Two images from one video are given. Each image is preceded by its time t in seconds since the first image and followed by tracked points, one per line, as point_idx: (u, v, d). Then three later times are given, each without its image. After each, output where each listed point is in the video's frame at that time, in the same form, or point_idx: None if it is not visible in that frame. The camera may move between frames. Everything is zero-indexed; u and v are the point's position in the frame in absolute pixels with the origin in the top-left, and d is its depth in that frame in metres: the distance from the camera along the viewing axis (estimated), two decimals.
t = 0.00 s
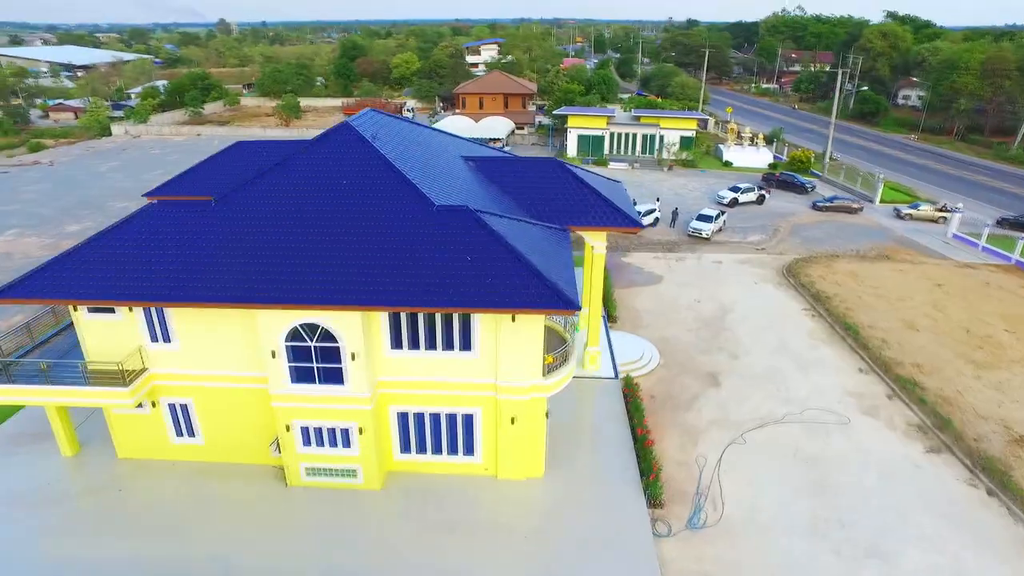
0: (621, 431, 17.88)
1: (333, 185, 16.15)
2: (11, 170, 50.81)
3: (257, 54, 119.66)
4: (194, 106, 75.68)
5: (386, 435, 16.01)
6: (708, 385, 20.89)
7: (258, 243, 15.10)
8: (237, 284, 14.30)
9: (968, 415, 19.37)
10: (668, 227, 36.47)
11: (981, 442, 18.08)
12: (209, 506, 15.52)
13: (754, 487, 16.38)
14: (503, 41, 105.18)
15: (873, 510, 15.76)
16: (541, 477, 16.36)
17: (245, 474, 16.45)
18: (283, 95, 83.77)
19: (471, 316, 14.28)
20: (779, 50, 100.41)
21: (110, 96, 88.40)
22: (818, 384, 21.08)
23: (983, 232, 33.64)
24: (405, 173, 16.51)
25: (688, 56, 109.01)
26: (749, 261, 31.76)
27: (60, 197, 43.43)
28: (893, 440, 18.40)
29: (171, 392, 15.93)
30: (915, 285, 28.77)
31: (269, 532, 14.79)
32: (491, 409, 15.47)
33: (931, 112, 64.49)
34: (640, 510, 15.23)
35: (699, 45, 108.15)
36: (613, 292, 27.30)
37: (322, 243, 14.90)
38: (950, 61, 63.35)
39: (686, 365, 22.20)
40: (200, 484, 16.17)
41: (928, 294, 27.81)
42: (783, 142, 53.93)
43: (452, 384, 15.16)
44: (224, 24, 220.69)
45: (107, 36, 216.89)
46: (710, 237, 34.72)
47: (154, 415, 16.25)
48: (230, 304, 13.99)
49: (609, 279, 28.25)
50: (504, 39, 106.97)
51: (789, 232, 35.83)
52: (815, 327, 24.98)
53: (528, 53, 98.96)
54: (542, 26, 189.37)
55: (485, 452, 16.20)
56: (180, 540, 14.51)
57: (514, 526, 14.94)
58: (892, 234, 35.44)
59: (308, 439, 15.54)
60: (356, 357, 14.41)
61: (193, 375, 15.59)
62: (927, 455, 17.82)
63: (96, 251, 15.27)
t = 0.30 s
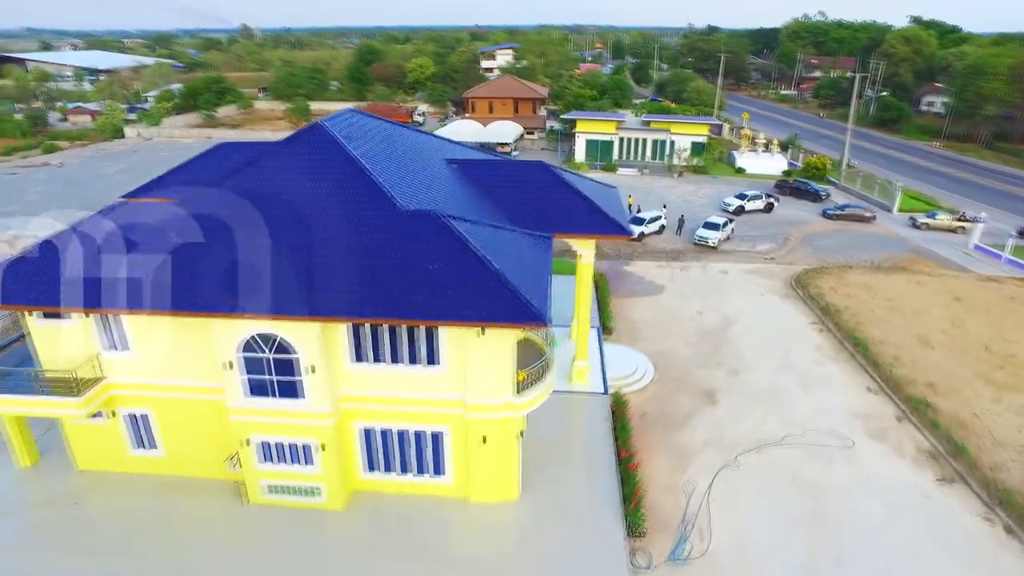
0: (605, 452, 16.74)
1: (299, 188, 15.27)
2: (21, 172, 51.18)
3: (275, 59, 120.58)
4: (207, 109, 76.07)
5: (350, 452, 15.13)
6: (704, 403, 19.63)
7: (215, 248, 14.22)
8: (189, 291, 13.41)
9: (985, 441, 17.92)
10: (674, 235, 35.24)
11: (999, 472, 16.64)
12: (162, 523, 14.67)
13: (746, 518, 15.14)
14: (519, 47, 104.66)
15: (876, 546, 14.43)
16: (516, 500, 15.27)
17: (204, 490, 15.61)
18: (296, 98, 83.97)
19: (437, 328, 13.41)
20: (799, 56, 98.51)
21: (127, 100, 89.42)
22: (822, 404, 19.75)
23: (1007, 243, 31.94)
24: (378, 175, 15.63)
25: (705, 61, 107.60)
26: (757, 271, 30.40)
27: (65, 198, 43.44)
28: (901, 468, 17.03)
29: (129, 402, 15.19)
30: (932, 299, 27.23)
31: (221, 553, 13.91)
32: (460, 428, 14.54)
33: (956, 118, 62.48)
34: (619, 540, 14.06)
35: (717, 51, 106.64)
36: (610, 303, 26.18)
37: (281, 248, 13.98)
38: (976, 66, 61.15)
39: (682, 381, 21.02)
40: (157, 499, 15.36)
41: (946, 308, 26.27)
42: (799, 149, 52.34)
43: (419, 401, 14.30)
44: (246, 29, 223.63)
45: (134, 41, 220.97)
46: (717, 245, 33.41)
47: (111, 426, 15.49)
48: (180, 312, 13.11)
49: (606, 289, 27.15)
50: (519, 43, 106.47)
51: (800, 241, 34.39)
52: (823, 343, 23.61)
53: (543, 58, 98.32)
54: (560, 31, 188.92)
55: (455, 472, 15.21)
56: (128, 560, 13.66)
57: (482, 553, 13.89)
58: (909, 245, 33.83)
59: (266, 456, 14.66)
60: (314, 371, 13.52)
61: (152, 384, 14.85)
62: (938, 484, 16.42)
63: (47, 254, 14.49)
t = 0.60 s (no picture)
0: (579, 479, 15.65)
1: (253, 190, 14.40)
2: (28, 173, 51.47)
3: (292, 64, 121.26)
4: (219, 113, 76.45)
5: (301, 471, 14.21)
6: (694, 424, 18.37)
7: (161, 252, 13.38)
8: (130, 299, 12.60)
9: (1001, 473, 16.40)
10: (677, 244, 33.92)
11: (1014, 509, 15.14)
12: (101, 543, 13.79)
13: (729, 553, 13.86)
14: (533, 51, 103.89)
15: None
16: (479, 528, 14.19)
17: (151, 508, 14.72)
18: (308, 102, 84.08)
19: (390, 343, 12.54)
20: (819, 62, 96.38)
21: (143, 103, 90.33)
22: (822, 427, 18.36)
23: None
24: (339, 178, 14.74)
25: (722, 67, 105.91)
26: (762, 282, 28.99)
27: (66, 200, 43.41)
28: (905, 501, 15.59)
29: (73, 414, 14.32)
30: (948, 314, 25.63)
31: None
32: (415, 449, 13.59)
33: (981, 125, 60.11)
34: None
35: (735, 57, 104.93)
36: (603, 315, 25.00)
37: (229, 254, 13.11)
38: (1003, 71, 58.90)
39: (672, 399, 19.76)
40: (99, 517, 14.48)
41: (963, 325, 24.65)
42: (814, 156, 50.66)
43: (372, 419, 13.39)
44: (268, 35, 226.13)
45: (158, 47, 224.62)
46: (722, 254, 32.01)
47: (56, 438, 14.65)
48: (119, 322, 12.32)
49: (600, 301, 25.98)
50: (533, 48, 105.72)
51: (810, 251, 32.87)
52: (827, 360, 22.19)
53: (557, 63, 97.48)
54: (578, 37, 188.18)
55: (414, 496, 14.19)
56: None
57: None
58: (926, 256, 32.16)
59: (213, 474, 13.75)
60: (259, 386, 12.66)
61: (95, 396, 13.99)
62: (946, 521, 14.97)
63: None
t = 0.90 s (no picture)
0: (548, 506, 14.57)
1: (198, 190, 13.50)
2: (34, 174, 51.72)
3: (307, 68, 121.97)
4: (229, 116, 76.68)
5: (244, 490, 13.26)
6: (679, 445, 17.15)
7: (93, 254, 12.47)
8: (56, 306, 11.73)
9: (1012, 508, 14.94)
10: (678, 252, 32.67)
11: None
12: (28, 563, 12.92)
13: None
14: (546, 55, 103.07)
15: None
16: (432, 556, 13.12)
17: (88, 527, 13.85)
18: (318, 106, 84.12)
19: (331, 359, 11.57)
20: (838, 67, 94.36)
21: (157, 106, 91.20)
22: (819, 451, 17.01)
23: None
24: (293, 179, 13.90)
25: (738, 72, 104.26)
26: (764, 292, 27.64)
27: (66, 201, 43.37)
28: (905, 536, 14.20)
29: (8, 426, 13.52)
30: (962, 329, 24.08)
31: None
32: (362, 471, 12.61)
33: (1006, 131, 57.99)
34: None
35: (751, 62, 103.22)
36: (592, 325, 23.90)
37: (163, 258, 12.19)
38: None
39: (658, 417, 18.56)
40: (33, 534, 13.65)
41: (977, 341, 23.09)
42: (828, 162, 49.01)
43: (315, 438, 12.42)
44: (287, 40, 228.56)
45: (180, 52, 228.08)
46: (725, 263, 30.68)
47: None
48: (43, 331, 11.46)
49: (592, 310, 24.87)
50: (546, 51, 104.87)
51: (817, 261, 31.42)
52: (829, 377, 20.82)
53: (569, 68, 96.63)
54: (595, 43, 187.22)
55: (363, 520, 13.18)
56: None
57: None
58: (941, 267, 30.54)
59: (149, 493, 12.84)
60: (191, 402, 11.72)
61: (30, 408, 13.18)
62: (949, 561, 13.56)
63: None
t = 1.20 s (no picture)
0: (503, 537, 13.43)
1: (129, 191, 12.59)
2: (37, 176, 51.76)
3: (321, 73, 122.44)
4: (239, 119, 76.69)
5: (171, 517, 12.23)
6: (657, 471, 15.87)
7: (10, 261, 11.61)
8: None
9: None
10: (678, 260, 31.27)
11: None
12: None
13: None
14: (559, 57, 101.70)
15: None
16: None
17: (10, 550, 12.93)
18: (328, 110, 83.88)
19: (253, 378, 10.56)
20: (859, 72, 91.86)
21: (171, 109, 91.76)
22: (810, 482, 15.57)
23: None
24: (233, 177, 12.95)
25: (755, 77, 102.24)
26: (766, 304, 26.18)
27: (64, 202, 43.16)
28: None
29: None
30: (978, 347, 22.39)
31: None
32: (292, 497, 11.53)
33: None
34: None
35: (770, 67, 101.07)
36: (579, 338, 22.66)
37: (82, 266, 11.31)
38: None
39: (637, 440, 17.26)
40: None
41: (994, 361, 21.40)
42: (843, 168, 47.19)
43: (242, 461, 11.40)
44: (308, 46, 230.61)
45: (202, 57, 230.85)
46: (726, 275, 29.12)
47: None
48: None
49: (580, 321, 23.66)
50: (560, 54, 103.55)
51: (825, 272, 29.80)
52: (828, 397, 19.34)
53: (582, 72, 95.50)
54: (613, 48, 185.63)
55: (297, 550, 12.13)
56: None
57: None
58: (958, 280, 28.77)
59: (65, 516, 11.87)
60: (102, 421, 10.72)
61: None
62: None
63: None
